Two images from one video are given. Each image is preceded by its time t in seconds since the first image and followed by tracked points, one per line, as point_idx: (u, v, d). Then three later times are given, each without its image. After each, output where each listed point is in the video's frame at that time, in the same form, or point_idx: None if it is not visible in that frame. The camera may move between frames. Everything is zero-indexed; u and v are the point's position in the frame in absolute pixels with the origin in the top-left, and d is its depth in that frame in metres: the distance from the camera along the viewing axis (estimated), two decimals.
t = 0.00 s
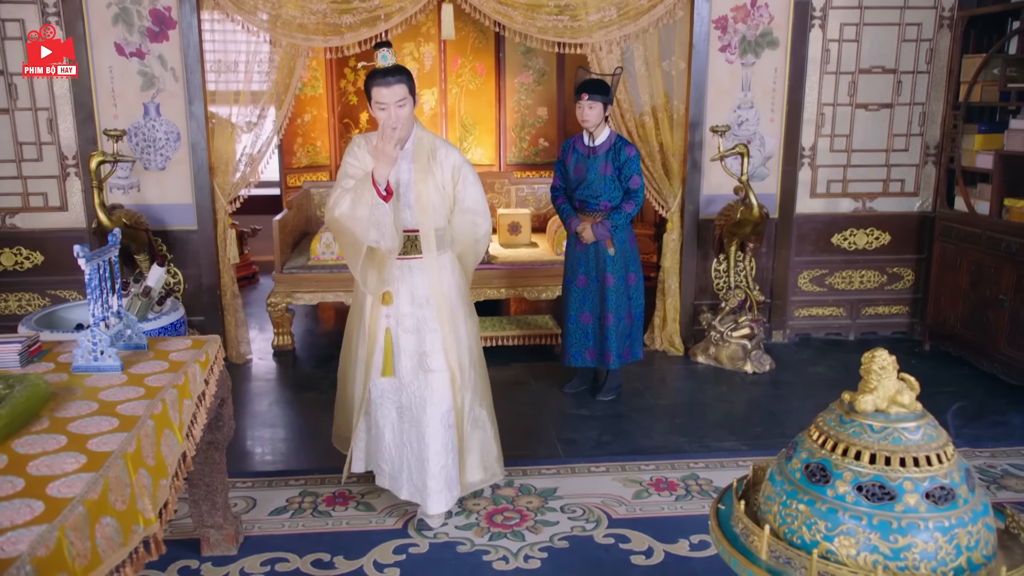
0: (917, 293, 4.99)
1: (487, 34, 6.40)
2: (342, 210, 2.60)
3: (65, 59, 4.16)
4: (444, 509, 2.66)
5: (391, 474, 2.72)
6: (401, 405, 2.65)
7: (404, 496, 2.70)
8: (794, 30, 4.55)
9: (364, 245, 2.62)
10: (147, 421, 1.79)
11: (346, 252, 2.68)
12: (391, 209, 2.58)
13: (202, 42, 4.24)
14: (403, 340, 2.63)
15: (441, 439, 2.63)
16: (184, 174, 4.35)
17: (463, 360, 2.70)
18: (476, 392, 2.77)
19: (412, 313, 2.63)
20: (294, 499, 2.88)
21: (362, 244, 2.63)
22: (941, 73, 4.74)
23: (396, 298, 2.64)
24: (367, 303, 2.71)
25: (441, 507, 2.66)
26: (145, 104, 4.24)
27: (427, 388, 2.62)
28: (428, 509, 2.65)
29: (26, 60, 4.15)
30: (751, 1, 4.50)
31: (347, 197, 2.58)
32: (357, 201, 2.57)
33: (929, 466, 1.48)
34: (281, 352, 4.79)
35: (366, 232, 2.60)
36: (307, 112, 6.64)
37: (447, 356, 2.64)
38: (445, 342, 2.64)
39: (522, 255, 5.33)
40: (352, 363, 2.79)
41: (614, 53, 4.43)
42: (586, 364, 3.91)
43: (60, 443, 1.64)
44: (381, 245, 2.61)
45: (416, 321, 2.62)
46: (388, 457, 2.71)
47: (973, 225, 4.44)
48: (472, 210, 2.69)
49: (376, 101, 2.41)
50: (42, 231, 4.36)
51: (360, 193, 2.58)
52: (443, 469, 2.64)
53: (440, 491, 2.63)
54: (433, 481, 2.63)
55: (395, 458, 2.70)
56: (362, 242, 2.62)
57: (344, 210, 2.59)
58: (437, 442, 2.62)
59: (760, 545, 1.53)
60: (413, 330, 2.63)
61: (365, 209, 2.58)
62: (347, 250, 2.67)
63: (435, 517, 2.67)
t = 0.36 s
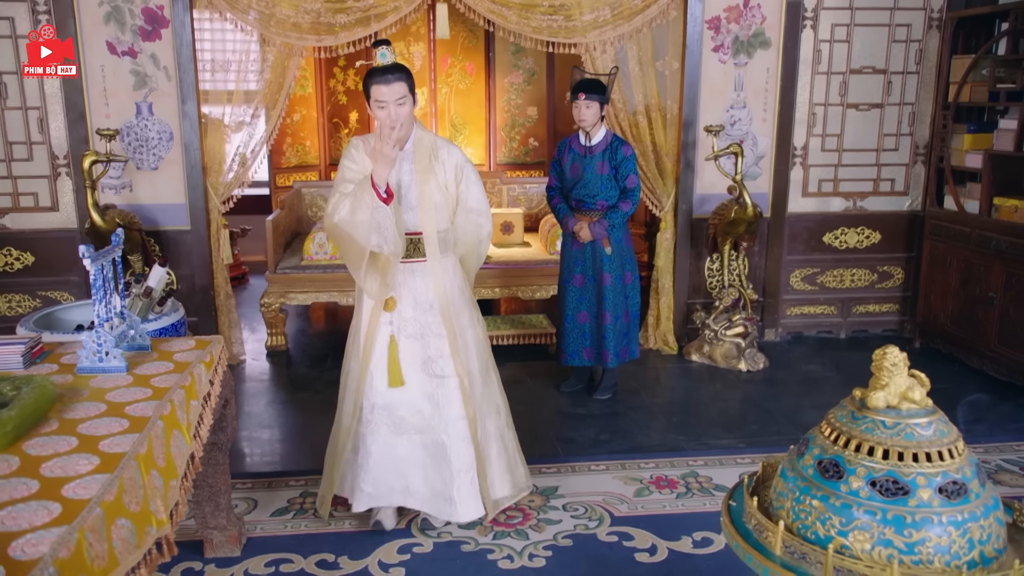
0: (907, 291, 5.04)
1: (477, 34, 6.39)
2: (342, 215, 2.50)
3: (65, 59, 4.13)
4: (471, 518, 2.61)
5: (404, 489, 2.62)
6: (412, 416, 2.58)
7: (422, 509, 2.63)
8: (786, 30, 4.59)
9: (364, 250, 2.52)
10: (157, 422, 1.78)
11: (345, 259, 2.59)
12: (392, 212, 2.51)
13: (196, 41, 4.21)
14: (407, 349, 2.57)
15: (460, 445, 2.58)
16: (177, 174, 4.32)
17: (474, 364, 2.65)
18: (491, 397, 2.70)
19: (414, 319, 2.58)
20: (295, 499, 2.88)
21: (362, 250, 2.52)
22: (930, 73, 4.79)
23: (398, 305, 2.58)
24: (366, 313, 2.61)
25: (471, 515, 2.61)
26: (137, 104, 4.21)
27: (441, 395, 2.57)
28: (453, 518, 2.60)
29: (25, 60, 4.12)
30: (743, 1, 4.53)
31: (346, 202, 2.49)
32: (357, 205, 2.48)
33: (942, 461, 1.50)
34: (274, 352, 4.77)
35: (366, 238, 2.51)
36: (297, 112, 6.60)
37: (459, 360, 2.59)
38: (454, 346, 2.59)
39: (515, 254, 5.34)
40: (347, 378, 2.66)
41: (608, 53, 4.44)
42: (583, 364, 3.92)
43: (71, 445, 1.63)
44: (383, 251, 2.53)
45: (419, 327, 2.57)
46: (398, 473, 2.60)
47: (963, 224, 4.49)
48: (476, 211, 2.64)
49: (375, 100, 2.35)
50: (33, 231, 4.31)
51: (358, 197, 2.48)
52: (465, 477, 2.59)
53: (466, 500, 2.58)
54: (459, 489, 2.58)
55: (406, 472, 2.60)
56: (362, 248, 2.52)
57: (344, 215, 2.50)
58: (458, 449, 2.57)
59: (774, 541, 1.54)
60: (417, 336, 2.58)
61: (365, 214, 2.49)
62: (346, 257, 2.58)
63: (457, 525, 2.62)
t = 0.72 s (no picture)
0: (896, 289, 5.10)
1: (466, 34, 6.39)
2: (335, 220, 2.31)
3: (66, 59, 4.11)
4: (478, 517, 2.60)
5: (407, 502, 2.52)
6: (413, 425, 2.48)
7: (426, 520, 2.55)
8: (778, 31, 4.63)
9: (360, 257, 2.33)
10: (167, 423, 1.77)
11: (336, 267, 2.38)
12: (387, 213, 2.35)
13: (188, 40, 4.19)
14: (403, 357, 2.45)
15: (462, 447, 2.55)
16: (169, 174, 4.30)
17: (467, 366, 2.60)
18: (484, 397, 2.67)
19: (407, 326, 2.47)
20: (295, 500, 2.87)
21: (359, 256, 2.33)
22: (919, 74, 4.84)
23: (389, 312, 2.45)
24: (355, 323, 2.45)
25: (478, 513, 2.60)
26: (129, 103, 4.18)
27: (442, 399, 2.51)
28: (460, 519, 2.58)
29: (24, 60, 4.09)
30: (736, 2, 4.56)
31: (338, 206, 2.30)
32: (350, 208, 2.29)
33: (953, 456, 1.52)
34: (267, 353, 4.75)
35: (362, 244, 2.32)
36: (285, 111, 6.56)
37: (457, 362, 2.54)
38: (451, 349, 2.53)
39: (508, 254, 5.34)
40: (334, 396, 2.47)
41: (602, 53, 4.46)
42: (579, 363, 3.93)
43: (83, 446, 1.62)
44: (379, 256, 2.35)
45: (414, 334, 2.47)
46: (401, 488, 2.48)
47: (952, 223, 4.55)
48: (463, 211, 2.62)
49: (367, 92, 2.24)
50: (23, 232, 4.27)
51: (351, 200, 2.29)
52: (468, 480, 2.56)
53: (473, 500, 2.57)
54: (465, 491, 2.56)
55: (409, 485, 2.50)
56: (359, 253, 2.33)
57: (336, 221, 2.31)
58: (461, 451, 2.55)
59: (787, 536, 1.56)
60: (409, 343, 2.47)
61: (360, 217, 2.30)
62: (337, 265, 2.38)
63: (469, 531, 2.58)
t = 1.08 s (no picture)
0: (884, 288, 5.15)
1: (454, 34, 6.39)
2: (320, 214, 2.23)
3: (66, 59, 4.08)
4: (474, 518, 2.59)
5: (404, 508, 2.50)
6: (407, 429, 2.46)
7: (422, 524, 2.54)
8: (768, 32, 4.67)
9: (345, 252, 2.24)
10: (176, 424, 1.77)
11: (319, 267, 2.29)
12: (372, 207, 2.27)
13: (180, 40, 4.17)
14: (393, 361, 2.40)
15: (455, 449, 2.53)
16: (161, 174, 4.27)
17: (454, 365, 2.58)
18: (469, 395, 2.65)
19: (397, 329, 2.41)
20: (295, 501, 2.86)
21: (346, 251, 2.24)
22: (906, 75, 4.90)
23: (380, 314, 2.39)
24: (345, 328, 2.37)
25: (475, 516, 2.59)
26: (120, 103, 4.15)
27: (434, 401, 2.48)
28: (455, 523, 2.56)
29: (24, 60, 4.04)
30: (726, 3, 4.60)
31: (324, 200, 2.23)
32: (336, 201, 2.22)
33: (960, 451, 1.55)
34: (259, 354, 4.73)
35: (348, 240, 2.24)
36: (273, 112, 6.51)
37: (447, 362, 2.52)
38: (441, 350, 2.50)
39: (500, 254, 5.35)
40: (324, 405, 2.40)
41: (594, 53, 4.48)
42: (573, 362, 3.94)
43: (93, 448, 1.61)
44: (366, 253, 2.27)
45: (402, 335, 2.42)
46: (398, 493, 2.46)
47: (940, 222, 4.60)
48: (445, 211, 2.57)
49: (355, 84, 2.20)
50: (12, 233, 4.23)
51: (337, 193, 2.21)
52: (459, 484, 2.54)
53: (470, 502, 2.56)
54: (460, 494, 2.55)
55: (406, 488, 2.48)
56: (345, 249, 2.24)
57: (321, 216, 2.23)
58: (454, 452, 2.53)
59: (797, 531, 1.58)
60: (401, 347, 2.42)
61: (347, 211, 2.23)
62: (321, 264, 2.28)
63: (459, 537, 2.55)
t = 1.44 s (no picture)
0: (873, 287, 5.20)
1: (444, 34, 6.38)
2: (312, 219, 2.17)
3: (66, 59, 4.06)
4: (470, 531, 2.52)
5: (396, 517, 2.45)
6: (400, 437, 2.39)
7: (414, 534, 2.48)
8: (759, 32, 4.71)
9: (338, 259, 2.19)
10: (186, 424, 1.76)
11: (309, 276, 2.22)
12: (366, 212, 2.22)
13: (172, 39, 4.15)
14: (386, 367, 2.34)
15: (450, 459, 2.46)
16: (153, 174, 4.25)
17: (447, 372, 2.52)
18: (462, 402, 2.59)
19: (390, 334, 2.35)
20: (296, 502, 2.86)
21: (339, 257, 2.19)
22: (895, 75, 4.95)
23: (372, 319, 2.33)
24: (338, 333, 2.31)
25: (471, 529, 2.52)
26: (112, 102, 4.13)
27: (429, 409, 2.41)
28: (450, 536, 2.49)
29: (24, 60, 4.01)
30: (718, 4, 4.63)
31: (317, 206, 2.17)
32: (329, 206, 2.16)
33: (967, 446, 1.57)
34: (252, 354, 4.71)
35: (340, 245, 2.18)
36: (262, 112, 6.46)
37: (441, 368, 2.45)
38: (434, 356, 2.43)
39: (493, 253, 5.36)
40: (312, 412, 2.33)
41: (587, 53, 4.50)
42: (569, 361, 3.96)
43: (105, 449, 1.61)
44: (359, 258, 2.21)
45: (395, 339, 2.36)
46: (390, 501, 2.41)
47: (929, 221, 4.65)
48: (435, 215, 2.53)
49: (348, 86, 2.15)
50: (2, 234, 4.19)
51: (330, 198, 2.16)
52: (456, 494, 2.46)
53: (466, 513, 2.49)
54: (455, 505, 2.47)
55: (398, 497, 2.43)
56: (338, 255, 2.19)
57: (314, 221, 2.17)
58: (449, 463, 2.45)
59: (807, 526, 1.60)
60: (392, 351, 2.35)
61: (341, 216, 2.17)
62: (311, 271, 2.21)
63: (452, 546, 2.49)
